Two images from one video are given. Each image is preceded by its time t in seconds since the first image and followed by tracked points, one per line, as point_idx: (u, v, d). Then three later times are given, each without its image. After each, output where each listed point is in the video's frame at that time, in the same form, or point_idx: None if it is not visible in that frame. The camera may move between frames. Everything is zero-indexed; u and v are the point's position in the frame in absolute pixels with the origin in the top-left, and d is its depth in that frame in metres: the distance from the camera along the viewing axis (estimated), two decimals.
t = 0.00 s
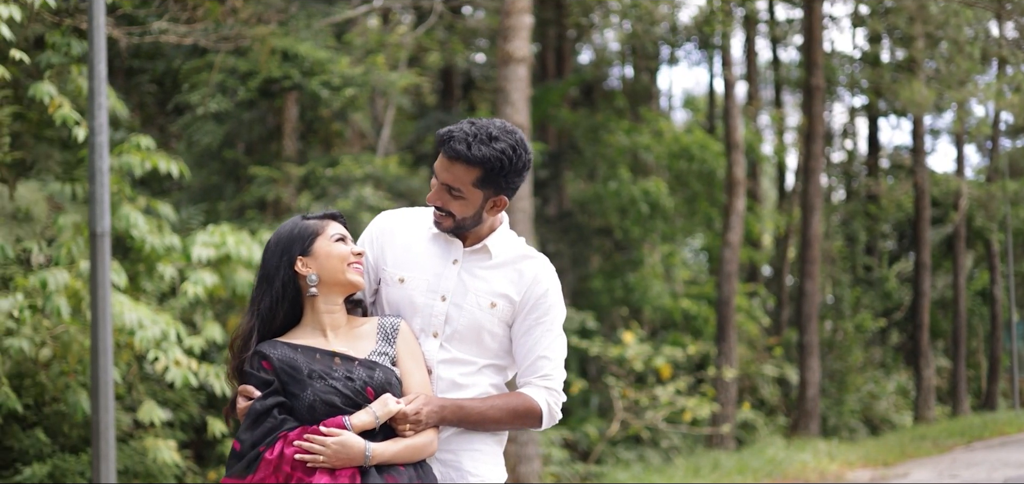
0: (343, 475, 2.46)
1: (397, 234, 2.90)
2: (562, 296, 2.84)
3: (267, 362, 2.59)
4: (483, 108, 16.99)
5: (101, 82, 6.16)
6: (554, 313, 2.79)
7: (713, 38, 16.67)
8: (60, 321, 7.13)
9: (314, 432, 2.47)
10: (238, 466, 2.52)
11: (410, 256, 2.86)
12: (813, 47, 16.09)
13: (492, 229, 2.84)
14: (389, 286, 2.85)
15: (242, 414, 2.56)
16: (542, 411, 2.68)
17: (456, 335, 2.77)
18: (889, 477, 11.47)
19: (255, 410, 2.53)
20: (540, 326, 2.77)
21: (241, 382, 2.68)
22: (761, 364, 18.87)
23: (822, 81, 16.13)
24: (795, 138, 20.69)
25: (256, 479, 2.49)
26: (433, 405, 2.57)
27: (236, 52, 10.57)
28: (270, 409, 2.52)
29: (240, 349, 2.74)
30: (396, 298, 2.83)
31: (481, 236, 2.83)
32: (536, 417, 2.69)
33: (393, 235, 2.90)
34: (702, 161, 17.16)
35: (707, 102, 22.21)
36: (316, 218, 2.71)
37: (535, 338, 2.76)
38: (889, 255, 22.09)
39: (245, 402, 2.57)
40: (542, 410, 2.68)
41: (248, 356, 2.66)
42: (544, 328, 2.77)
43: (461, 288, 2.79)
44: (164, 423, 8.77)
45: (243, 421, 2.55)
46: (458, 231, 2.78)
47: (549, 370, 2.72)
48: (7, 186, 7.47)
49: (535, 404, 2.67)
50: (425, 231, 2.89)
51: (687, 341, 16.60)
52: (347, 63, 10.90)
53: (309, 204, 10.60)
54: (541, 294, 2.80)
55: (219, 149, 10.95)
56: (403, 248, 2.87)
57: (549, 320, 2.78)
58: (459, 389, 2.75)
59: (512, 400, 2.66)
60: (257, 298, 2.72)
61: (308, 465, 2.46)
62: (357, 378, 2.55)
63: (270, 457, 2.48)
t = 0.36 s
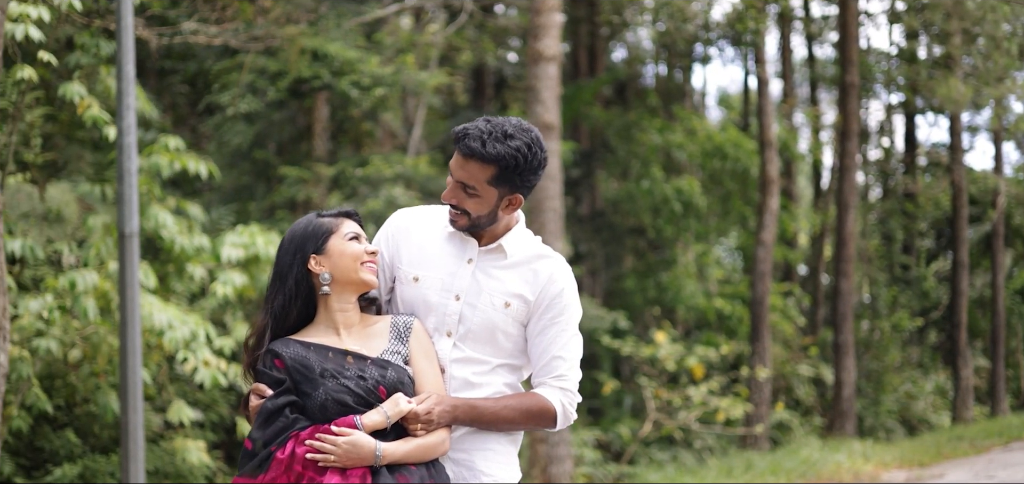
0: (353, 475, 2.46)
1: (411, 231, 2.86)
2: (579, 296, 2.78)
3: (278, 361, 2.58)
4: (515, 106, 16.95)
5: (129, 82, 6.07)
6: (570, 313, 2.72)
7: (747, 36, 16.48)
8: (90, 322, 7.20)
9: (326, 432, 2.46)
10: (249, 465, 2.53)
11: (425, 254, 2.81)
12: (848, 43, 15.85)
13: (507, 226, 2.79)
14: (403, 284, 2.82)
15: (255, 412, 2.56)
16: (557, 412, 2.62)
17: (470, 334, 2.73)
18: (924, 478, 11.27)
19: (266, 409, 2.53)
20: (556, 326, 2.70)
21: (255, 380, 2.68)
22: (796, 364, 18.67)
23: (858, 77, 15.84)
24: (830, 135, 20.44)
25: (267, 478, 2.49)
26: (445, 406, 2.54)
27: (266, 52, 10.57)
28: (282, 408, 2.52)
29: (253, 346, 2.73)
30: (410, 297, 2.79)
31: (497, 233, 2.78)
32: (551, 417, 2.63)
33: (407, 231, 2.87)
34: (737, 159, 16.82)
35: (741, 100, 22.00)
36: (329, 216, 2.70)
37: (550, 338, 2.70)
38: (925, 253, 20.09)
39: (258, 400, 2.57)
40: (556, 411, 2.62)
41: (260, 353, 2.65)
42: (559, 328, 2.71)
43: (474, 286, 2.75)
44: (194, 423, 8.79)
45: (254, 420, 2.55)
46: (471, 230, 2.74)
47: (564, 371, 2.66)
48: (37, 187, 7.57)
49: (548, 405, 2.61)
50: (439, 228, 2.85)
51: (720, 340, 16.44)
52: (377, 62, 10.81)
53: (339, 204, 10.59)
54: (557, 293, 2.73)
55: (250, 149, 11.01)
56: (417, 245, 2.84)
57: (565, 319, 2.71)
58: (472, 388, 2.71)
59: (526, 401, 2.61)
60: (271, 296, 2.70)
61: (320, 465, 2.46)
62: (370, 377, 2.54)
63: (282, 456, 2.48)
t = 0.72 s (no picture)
0: (363, 475, 2.45)
1: (425, 230, 2.83)
2: (593, 295, 2.73)
3: (289, 361, 2.57)
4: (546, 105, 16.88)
5: (156, 84, 6.08)
6: (584, 313, 2.68)
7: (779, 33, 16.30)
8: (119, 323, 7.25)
9: (336, 432, 2.45)
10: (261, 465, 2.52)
11: (439, 254, 2.78)
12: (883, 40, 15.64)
13: (522, 225, 2.76)
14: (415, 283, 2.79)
15: (266, 412, 2.55)
16: (569, 413, 2.59)
17: (482, 333, 2.69)
18: (959, 478, 11.11)
19: (277, 409, 2.52)
20: (569, 326, 2.66)
21: (267, 379, 2.67)
22: (830, 364, 18.46)
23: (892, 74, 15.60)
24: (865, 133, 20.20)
25: (278, 479, 2.49)
26: (456, 406, 2.51)
27: (295, 52, 10.58)
28: (292, 408, 2.51)
29: (265, 346, 2.72)
30: (422, 296, 2.76)
31: (510, 232, 2.74)
32: (564, 418, 2.60)
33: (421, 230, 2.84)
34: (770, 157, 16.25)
35: (775, 98, 21.78)
36: (342, 215, 2.68)
37: (563, 339, 2.66)
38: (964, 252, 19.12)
39: (269, 399, 2.57)
40: (569, 412, 2.59)
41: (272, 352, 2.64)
42: (572, 328, 2.66)
43: (486, 285, 2.71)
44: (223, 424, 8.80)
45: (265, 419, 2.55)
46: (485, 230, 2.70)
47: (577, 371, 2.63)
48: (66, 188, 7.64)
49: (561, 406, 2.58)
50: (452, 227, 2.83)
51: (753, 340, 16.26)
52: (406, 61, 10.76)
53: (367, 205, 10.56)
54: (570, 293, 2.69)
55: (279, 150, 11.04)
56: (429, 244, 2.80)
57: (579, 320, 2.67)
58: (483, 389, 2.67)
59: (539, 401, 2.58)
60: (282, 294, 2.69)
61: (330, 465, 2.45)
62: (381, 377, 2.52)
63: (292, 457, 2.47)
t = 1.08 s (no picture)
0: (374, 476, 2.44)
1: (437, 229, 2.81)
2: (606, 294, 2.70)
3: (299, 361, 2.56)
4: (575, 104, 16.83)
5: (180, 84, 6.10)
6: (596, 312, 2.66)
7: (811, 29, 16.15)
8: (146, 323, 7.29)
9: (346, 433, 2.45)
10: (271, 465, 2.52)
11: (450, 252, 2.76)
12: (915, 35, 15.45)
13: (533, 224, 2.73)
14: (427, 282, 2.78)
15: (276, 412, 2.54)
16: (581, 413, 2.57)
17: (493, 333, 2.67)
18: (993, 478, 10.97)
19: (287, 409, 2.52)
20: (581, 326, 2.64)
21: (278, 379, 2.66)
22: (864, 364, 18.25)
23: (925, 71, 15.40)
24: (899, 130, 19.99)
25: (288, 479, 2.48)
26: (467, 406, 2.50)
27: (323, 52, 10.60)
28: (302, 408, 2.50)
29: (276, 345, 2.71)
30: (434, 294, 2.75)
31: (522, 231, 2.71)
32: (575, 418, 2.57)
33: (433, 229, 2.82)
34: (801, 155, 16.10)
35: (807, 95, 21.60)
36: (353, 213, 2.66)
37: (575, 339, 2.64)
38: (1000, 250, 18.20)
39: (280, 399, 2.56)
40: (580, 412, 2.57)
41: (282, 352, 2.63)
42: (585, 328, 2.64)
43: (497, 285, 2.69)
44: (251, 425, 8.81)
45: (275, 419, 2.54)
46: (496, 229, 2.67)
47: (589, 371, 2.60)
48: (93, 188, 7.71)
49: (573, 405, 2.56)
50: (464, 225, 2.80)
51: (785, 340, 16.10)
52: (434, 61, 10.72)
53: (395, 205, 10.55)
54: (583, 292, 2.67)
55: (308, 150, 11.07)
56: (441, 244, 2.79)
57: (591, 319, 2.65)
58: (494, 389, 2.65)
59: (550, 401, 2.56)
60: (293, 294, 2.68)
61: (341, 466, 2.45)
62: (392, 377, 2.51)
63: (302, 457, 2.47)
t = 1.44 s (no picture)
0: (384, 476, 2.45)
1: (448, 229, 2.83)
2: (617, 293, 2.71)
3: (308, 360, 2.57)
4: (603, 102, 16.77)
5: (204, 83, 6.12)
6: (608, 310, 2.66)
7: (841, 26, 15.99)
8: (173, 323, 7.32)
9: (356, 432, 2.45)
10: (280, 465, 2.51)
11: (461, 251, 2.77)
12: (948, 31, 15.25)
13: (544, 222, 2.73)
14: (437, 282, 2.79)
15: (285, 411, 2.55)
16: (592, 412, 2.58)
17: (503, 332, 2.68)
18: None
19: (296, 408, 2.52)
20: (592, 324, 2.65)
21: (288, 378, 2.67)
22: (897, 363, 18.04)
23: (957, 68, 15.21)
24: (932, 128, 19.75)
25: (297, 478, 2.48)
26: (478, 406, 2.51)
27: (350, 52, 10.61)
28: (311, 407, 2.50)
29: (286, 345, 2.72)
30: (444, 294, 2.76)
31: (533, 227, 2.72)
32: (587, 417, 2.58)
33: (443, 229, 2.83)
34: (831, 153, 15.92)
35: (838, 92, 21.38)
36: (363, 213, 2.67)
37: (587, 337, 2.64)
38: None
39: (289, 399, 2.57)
40: (592, 411, 2.58)
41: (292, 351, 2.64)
42: (596, 327, 2.65)
43: (507, 284, 2.70)
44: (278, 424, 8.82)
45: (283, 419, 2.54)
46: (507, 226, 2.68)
47: (601, 370, 2.61)
48: (120, 189, 7.74)
49: (583, 405, 2.57)
50: (475, 225, 2.82)
51: (817, 339, 15.96)
52: (460, 60, 10.70)
53: (422, 204, 10.55)
54: (594, 291, 2.67)
55: (335, 150, 11.10)
56: (451, 244, 2.80)
57: (602, 318, 2.65)
58: (505, 388, 2.66)
59: (561, 400, 2.57)
60: (303, 294, 2.69)
61: (350, 466, 2.45)
62: (402, 376, 2.52)
63: (311, 457, 2.47)
